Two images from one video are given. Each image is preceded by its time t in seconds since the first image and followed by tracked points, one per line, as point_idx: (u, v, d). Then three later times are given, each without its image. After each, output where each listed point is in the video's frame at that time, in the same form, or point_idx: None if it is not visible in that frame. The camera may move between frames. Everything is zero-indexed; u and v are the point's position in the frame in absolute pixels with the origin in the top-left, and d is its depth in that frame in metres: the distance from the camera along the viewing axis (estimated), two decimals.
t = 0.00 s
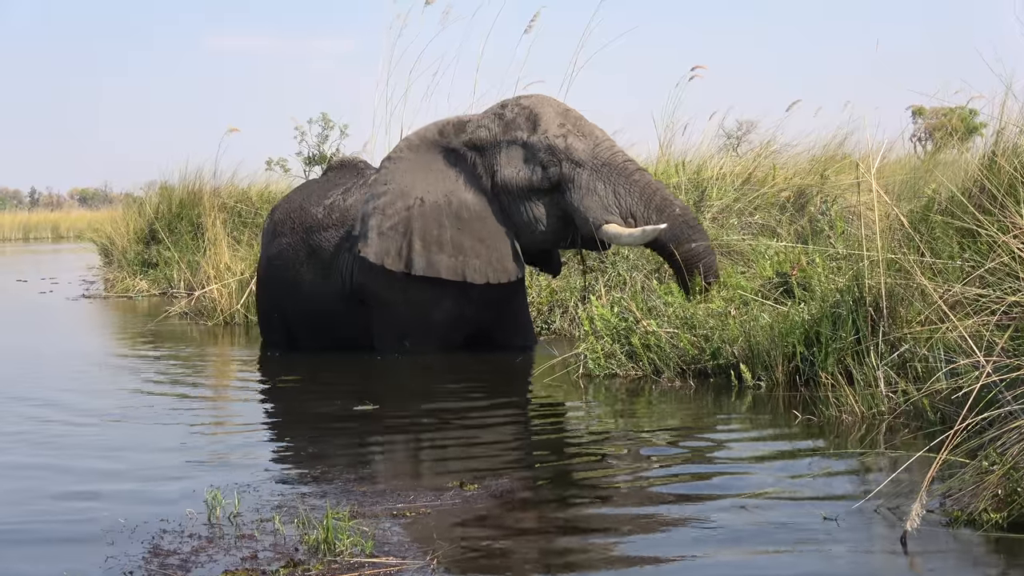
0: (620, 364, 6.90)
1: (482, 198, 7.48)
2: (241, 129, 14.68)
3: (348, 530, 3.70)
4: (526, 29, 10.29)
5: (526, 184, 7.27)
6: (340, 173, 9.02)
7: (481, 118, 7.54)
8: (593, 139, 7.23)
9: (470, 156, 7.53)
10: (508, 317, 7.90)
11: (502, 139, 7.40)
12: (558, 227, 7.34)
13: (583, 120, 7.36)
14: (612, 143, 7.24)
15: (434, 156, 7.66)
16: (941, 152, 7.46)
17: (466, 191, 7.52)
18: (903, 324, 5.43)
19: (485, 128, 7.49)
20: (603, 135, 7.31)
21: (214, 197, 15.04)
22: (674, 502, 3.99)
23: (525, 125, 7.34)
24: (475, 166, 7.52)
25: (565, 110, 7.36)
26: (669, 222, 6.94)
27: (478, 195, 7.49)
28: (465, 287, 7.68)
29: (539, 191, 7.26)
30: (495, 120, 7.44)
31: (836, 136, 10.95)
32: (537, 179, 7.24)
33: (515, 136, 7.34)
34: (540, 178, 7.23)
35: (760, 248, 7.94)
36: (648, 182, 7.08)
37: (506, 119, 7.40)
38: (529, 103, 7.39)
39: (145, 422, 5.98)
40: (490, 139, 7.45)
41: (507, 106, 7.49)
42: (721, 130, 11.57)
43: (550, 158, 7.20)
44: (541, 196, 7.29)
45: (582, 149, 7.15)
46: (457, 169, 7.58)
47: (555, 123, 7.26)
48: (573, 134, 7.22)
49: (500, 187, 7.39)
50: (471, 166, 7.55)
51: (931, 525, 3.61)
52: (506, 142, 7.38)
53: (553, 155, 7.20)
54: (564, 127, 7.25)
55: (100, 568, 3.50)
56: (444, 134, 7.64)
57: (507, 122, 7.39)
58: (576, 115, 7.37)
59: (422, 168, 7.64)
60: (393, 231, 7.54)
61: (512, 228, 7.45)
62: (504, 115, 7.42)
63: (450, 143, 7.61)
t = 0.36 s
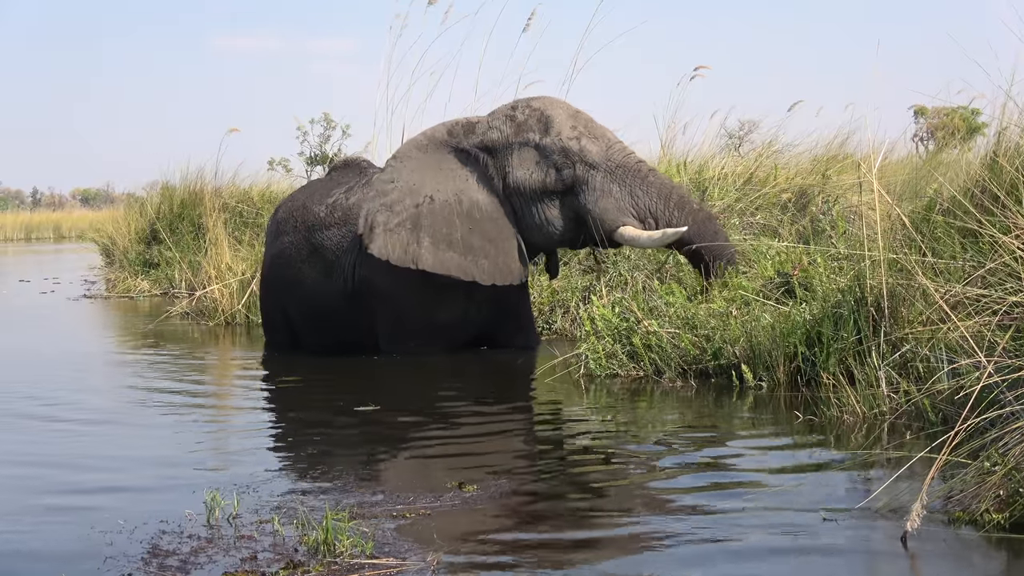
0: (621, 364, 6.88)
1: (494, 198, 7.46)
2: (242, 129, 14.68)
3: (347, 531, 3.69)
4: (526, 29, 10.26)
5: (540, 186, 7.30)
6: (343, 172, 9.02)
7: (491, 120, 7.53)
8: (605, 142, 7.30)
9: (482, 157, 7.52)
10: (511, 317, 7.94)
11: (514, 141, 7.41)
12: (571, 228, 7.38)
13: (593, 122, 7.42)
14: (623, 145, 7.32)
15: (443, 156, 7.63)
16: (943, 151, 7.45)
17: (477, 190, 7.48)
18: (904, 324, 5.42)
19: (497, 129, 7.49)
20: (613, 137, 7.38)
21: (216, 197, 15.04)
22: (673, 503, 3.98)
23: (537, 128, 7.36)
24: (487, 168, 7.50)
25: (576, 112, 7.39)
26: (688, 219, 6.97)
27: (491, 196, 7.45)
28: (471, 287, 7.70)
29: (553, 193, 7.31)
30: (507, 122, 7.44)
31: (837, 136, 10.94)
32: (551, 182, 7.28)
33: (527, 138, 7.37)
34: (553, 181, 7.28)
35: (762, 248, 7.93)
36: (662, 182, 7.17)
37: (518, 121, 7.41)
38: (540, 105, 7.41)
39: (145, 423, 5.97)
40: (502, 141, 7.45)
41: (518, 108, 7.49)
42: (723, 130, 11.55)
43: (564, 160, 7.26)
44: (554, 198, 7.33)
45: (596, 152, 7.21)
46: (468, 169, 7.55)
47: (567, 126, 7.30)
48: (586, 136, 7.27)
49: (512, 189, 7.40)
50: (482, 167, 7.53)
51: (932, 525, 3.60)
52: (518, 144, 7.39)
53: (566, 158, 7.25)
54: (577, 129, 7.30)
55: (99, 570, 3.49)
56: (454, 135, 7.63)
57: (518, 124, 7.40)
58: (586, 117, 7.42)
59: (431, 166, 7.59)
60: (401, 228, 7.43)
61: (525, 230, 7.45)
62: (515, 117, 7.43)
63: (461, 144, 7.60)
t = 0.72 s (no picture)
0: (619, 363, 6.87)
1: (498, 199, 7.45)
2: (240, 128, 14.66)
3: (343, 530, 3.68)
4: (523, 27, 10.23)
5: (544, 185, 7.27)
6: (342, 171, 9.02)
7: (495, 119, 7.54)
8: (610, 140, 7.30)
9: (486, 157, 7.50)
10: (513, 316, 7.93)
11: (518, 139, 7.39)
12: (577, 228, 7.33)
13: (597, 121, 7.42)
14: (628, 144, 7.32)
15: (449, 158, 7.66)
16: (941, 150, 7.44)
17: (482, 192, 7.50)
18: (903, 324, 5.41)
19: (500, 128, 7.49)
20: (617, 135, 7.39)
21: (213, 197, 15.02)
22: (670, 503, 3.97)
23: (542, 126, 7.34)
24: (491, 166, 7.49)
25: (580, 111, 7.40)
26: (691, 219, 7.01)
27: (494, 197, 7.45)
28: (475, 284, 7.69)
29: (557, 191, 7.27)
30: (511, 120, 7.44)
31: (835, 135, 10.92)
32: (555, 180, 7.25)
33: (531, 136, 7.35)
34: (557, 179, 7.25)
35: (759, 248, 7.92)
36: (667, 181, 7.18)
37: (522, 119, 7.40)
38: (545, 103, 7.40)
39: (140, 422, 5.95)
40: (506, 140, 7.44)
41: (522, 106, 7.48)
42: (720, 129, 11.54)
43: (568, 158, 7.24)
44: (560, 196, 7.28)
45: (601, 150, 7.21)
46: (472, 171, 7.57)
47: (572, 124, 7.29)
48: (591, 135, 7.27)
49: (516, 188, 7.37)
50: (486, 166, 7.52)
51: (930, 525, 3.59)
52: (523, 142, 7.37)
53: (571, 156, 7.23)
54: (581, 127, 7.30)
55: (94, 569, 3.48)
56: (458, 136, 7.63)
57: (523, 123, 7.38)
58: (590, 116, 7.42)
59: (437, 171, 7.63)
60: (414, 237, 7.48)
61: (529, 228, 7.41)
62: (520, 115, 7.42)
63: (465, 145, 7.60)
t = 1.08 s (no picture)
0: (613, 360, 6.86)
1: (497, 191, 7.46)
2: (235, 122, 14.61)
3: (335, 526, 3.66)
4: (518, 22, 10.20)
5: (541, 176, 7.28)
6: (337, 166, 8.99)
7: (494, 110, 7.54)
8: (607, 134, 7.34)
9: (485, 148, 7.50)
10: (512, 311, 7.91)
11: (516, 131, 7.39)
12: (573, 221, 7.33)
13: (595, 116, 7.46)
14: (625, 139, 7.36)
15: (450, 151, 7.66)
16: (937, 148, 7.43)
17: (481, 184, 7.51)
18: (897, 321, 5.39)
19: (499, 119, 7.48)
20: (614, 130, 7.44)
21: (208, 191, 14.98)
22: (663, 500, 3.95)
23: (541, 118, 7.35)
24: (489, 158, 7.48)
25: (579, 104, 7.44)
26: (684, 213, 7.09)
27: (493, 190, 7.46)
28: (475, 278, 7.71)
29: (554, 183, 7.28)
30: (510, 112, 7.44)
31: (831, 131, 10.91)
32: (551, 171, 7.26)
33: (529, 128, 7.36)
34: (552, 170, 7.26)
35: (754, 244, 7.90)
36: (663, 176, 7.23)
37: (520, 111, 7.41)
38: (544, 96, 7.41)
39: (132, 416, 5.92)
40: (505, 131, 7.44)
41: (522, 99, 7.50)
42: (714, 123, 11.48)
43: (565, 150, 7.27)
44: (557, 188, 7.30)
45: (598, 143, 7.24)
46: (470, 162, 7.56)
47: (571, 117, 7.33)
48: (589, 128, 7.31)
49: (512, 179, 7.37)
50: (484, 158, 7.51)
51: (924, 524, 3.57)
52: (521, 133, 7.38)
53: (568, 148, 7.26)
54: (579, 121, 7.33)
55: (83, 564, 3.46)
56: (458, 128, 7.63)
57: (521, 115, 7.39)
58: (589, 110, 7.46)
59: (437, 163, 7.64)
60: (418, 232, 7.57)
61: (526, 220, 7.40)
62: (519, 107, 7.42)
63: (464, 137, 7.59)
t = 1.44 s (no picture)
0: (603, 358, 6.85)
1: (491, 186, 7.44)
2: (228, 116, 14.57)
3: (323, 523, 3.64)
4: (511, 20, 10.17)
5: (535, 170, 7.24)
6: (331, 161, 8.94)
7: (491, 105, 7.51)
8: (603, 129, 7.25)
9: (481, 142, 7.49)
10: (502, 307, 7.87)
11: (512, 125, 7.37)
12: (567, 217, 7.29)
13: (591, 111, 7.37)
14: (619, 134, 7.27)
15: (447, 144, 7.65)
16: (928, 147, 7.43)
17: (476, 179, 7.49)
18: (887, 320, 5.38)
19: (495, 114, 7.45)
20: (608, 125, 7.34)
21: (199, 185, 14.94)
22: (651, 500, 3.95)
23: (536, 114, 7.31)
24: (484, 152, 7.48)
25: (575, 99, 7.37)
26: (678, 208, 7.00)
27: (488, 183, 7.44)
28: (467, 276, 7.68)
29: (547, 178, 7.25)
30: (506, 107, 7.41)
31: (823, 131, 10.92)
32: (546, 166, 7.22)
33: (525, 122, 7.32)
34: (548, 164, 7.22)
35: (745, 243, 7.91)
36: (656, 173, 7.14)
37: (516, 105, 7.38)
38: (541, 91, 7.37)
39: (121, 411, 5.90)
40: (501, 125, 7.41)
41: (519, 93, 7.46)
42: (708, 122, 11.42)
43: (560, 144, 7.19)
44: (552, 183, 7.27)
45: (593, 138, 7.15)
46: (468, 157, 7.56)
47: (566, 112, 7.26)
48: (584, 123, 7.22)
49: (507, 173, 7.34)
50: (479, 152, 7.51)
51: (910, 523, 3.56)
52: (516, 128, 7.34)
53: (563, 141, 7.19)
54: (575, 115, 7.25)
55: (70, 560, 3.44)
56: (455, 122, 7.62)
57: (518, 110, 7.36)
58: (586, 105, 7.38)
59: (429, 157, 7.63)
60: (402, 221, 7.47)
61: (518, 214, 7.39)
62: (514, 101, 7.39)
63: (462, 132, 7.59)
